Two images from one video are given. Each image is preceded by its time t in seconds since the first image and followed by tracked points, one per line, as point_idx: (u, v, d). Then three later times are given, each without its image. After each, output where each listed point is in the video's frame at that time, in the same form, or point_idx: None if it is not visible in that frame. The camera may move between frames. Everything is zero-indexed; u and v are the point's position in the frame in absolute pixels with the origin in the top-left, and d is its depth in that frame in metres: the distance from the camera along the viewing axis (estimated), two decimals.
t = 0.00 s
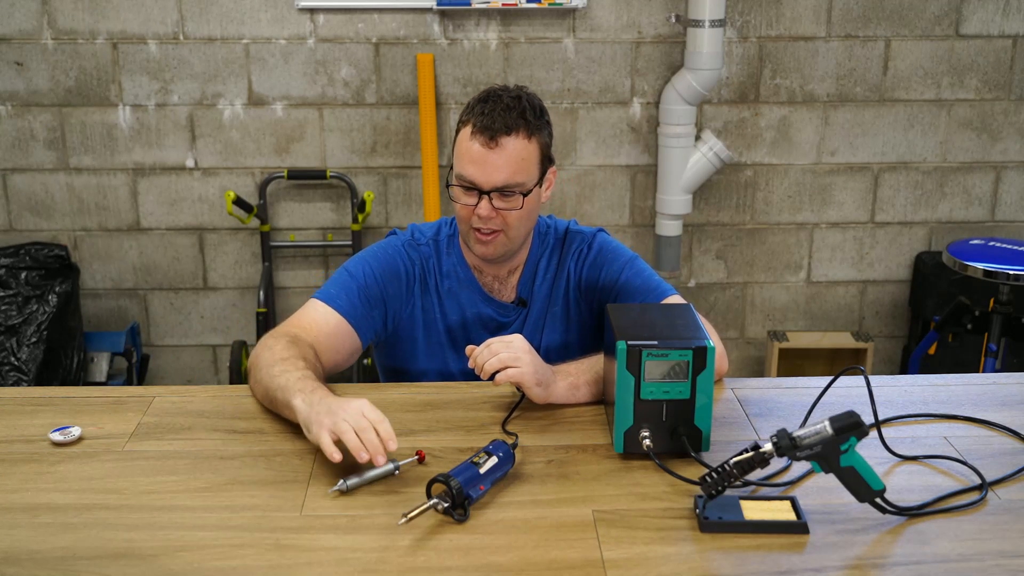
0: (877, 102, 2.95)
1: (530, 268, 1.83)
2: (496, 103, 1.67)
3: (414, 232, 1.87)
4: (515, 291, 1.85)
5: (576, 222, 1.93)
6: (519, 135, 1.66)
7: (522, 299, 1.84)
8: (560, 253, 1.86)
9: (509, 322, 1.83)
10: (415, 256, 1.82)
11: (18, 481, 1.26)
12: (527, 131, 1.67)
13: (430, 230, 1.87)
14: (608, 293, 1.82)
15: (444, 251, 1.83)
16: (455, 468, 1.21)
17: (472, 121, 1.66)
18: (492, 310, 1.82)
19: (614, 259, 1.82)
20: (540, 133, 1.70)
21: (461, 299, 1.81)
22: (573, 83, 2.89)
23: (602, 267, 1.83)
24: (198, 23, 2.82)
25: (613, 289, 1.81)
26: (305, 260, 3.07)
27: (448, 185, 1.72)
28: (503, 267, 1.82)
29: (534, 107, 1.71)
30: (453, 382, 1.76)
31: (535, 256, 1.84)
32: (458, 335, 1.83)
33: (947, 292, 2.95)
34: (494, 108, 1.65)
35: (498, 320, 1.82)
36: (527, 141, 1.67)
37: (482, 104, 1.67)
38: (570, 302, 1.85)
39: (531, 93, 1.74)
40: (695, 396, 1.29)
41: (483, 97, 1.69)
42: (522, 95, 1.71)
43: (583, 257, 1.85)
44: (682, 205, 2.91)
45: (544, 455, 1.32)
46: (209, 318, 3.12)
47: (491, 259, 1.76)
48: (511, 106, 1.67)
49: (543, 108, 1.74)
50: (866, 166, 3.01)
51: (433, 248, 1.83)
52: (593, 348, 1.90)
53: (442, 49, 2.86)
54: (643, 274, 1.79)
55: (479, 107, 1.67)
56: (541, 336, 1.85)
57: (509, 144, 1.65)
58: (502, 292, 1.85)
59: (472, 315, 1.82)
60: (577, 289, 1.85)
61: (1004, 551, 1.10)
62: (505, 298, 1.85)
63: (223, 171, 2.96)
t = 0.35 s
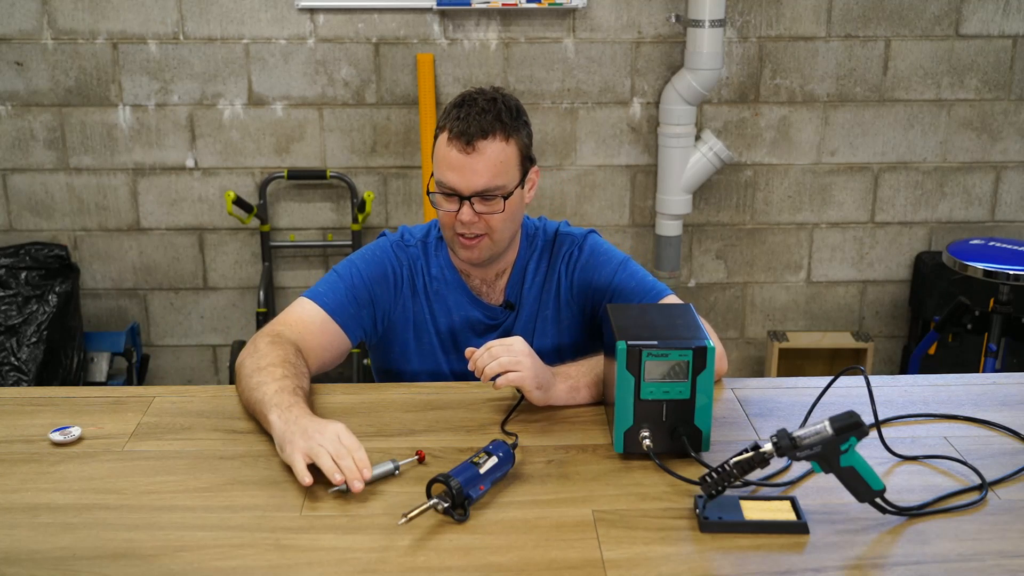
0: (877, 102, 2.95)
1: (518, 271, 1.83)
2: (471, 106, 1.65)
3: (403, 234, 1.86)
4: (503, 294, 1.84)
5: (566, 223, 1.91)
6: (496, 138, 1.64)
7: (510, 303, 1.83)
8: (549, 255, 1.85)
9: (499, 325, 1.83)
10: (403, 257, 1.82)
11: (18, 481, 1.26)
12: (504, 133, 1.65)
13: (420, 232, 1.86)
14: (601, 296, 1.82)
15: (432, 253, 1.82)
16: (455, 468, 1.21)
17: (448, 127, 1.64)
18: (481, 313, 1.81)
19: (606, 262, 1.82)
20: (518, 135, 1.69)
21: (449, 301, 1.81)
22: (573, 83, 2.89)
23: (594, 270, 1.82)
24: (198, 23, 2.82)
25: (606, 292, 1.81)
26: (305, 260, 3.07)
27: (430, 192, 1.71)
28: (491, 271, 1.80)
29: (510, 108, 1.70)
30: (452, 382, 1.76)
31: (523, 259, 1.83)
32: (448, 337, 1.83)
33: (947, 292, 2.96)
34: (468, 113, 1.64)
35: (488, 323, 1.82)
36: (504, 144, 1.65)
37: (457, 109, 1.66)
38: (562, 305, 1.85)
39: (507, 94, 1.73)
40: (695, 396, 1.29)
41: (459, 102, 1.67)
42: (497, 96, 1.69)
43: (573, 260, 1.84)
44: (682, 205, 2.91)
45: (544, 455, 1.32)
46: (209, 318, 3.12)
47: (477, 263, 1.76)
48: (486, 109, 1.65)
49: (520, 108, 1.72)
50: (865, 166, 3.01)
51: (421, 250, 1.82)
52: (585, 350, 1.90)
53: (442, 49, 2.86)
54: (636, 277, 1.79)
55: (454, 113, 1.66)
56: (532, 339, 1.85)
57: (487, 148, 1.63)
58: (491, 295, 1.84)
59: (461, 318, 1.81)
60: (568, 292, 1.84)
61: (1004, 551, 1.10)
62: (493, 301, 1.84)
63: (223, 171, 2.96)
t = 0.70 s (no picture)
0: (877, 102, 2.95)
1: (514, 264, 1.83)
2: (464, 98, 1.67)
3: (399, 230, 1.87)
4: (499, 288, 1.84)
5: (560, 218, 1.92)
6: (491, 128, 1.66)
7: (506, 296, 1.83)
8: (544, 248, 1.85)
9: (496, 318, 1.83)
10: (400, 253, 1.83)
11: (18, 481, 1.26)
12: (498, 123, 1.67)
13: (415, 228, 1.87)
14: (596, 289, 1.81)
15: (428, 248, 1.83)
16: (455, 468, 1.21)
17: (442, 119, 1.66)
18: (477, 307, 1.81)
19: (601, 255, 1.82)
20: (512, 125, 1.70)
21: (445, 295, 1.81)
22: (573, 83, 2.90)
23: (589, 263, 1.82)
24: (198, 23, 2.82)
25: (601, 286, 1.80)
26: (305, 260, 3.08)
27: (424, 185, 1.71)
28: (486, 264, 1.80)
29: (503, 100, 1.71)
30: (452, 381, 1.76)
31: (518, 252, 1.83)
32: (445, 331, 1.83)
33: (947, 292, 2.96)
34: (462, 103, 1.66)
35: (484, 317, 1.82)
36: (498, 133, 1.66)
37: (451, 102, 1.68)
38: (558, 298, 1.84)
39: (498, 87, 1.75)
40: (695, 395, 1.29)
41: (452, 95, 1.69)
42: (489, 89, 1.71)
43: (568, 252, 1.85)
44: (682, 205, 2.91)
45: (544, 455, 1.32)
46: (209, 317, 3.12)
47: (473, 254, 1.75)
48: (479, 100, 1.67)
49: (512, 101, 1.74)
50: (866, 166, 3.01)
51: (417, 245, 1.83)
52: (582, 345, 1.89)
53: (442, 49, 2.86)
54: (630, 270, 1.79)
55: (448, 105, 1.67)
56: (529, 333, 1.85)
57: (482, 137, 1.64)
58: (487, 289, 1.83)
59: (457, 312, 1.81)
60: (563, 285, 1.84)
61: (1004, 551, 1.10)
62: (489, 295, 1.84)
63: (223, 171, 2.96)
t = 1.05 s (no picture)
0: (877, 102, 2.95)
1: (509, 260, 1.82)
2: (457, 95, 1.66)
3: (395, 230, 1.87)
4: (496, 284, 1.83)
5: (554, 213, 1.92)
6: (486, 123, 1.65)
7: (502, 293, 1.83)
8: (539, 244, 1.85)
9: (493, 315, 1.82)
10: (395, 252, 1.82)
11: (17, 481, 1.26)
12: (493, 119, 1.66)
13: (411, 228, 1.87)
14: (591, 285, 1.82)
15: (424, 246, 1.83)
16: (455, 468, 1.21)
17: (436, 117, 1.65)
18: (475, 304, 1.81)
19: (594, 251, 1.83)
20: (505, 121, 1.70)
21: (442, 292, 1.81)
22: (574, 83, 2.89)
23: (583, 258, 1.83)
24: (198, 23, 2.82)
25: (595, 281, 1.81)
26: (305, 260, 3.07)
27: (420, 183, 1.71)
28: (482, 261, 1.80)
29: (495, 96, 1.71)
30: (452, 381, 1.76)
31: (513, 248, 1.83)
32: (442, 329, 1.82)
33: (947, 292, 2.96)
34: (455, 101, 1.65)
35: (481, 314, 1.82)
36: (493, 129, 1.66)
37: (443, 99, 1.67)
38: (554, 293, 1.84)
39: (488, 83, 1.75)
40: (695, 396, 1.29)
41: (443, 93, 1.69)
42: (481, 85, 1.71)
43: (562, 246, 1.85)
44: (682, 205, 2.91)
45: (544, 455, 1.32)
46: (209, 318, 3.12)
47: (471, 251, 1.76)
48: (473, 97, 1.66)
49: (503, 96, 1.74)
50: (866, 166, 3.01)
51: (413, 245, 1.83)
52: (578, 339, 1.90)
53: (442, 49, 2.86)
54: (624, 268, 1.79)
55: (440, 103, 1.67)
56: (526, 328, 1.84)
57: (477, 133, 1.64)
58: (483, 285, 1.83)
59: (454, 309, 1.81)
60: (559, 280, 1.84)
61: (1004, 551, 1.10)
62: (486, 291, 1.84)
63: (223, 171, 2.96)
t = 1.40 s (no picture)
0: (877, 102, 2.95)
1: (509, 262, 1.82)
2: (458, 91, 1.68)
3: (392, 232, 1.87)
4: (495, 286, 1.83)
5: (553, 215, 1.91)
6: (487, 118, 1.67)
7: (501, 295, 1.82)
8: (539, 246, 1.85)
9: (491, 317, 1.82)
10: (392, 255, 1.82)
11: (17, 481, 1.26)
12: (494, 114, 1.68)
13: (408, 230, 1.86)
14: (592, 288, 1.82)
15: (421, 248, 1.82)
16: (455, 468, 1.21)
17: (437, 112, 1.67)
18: (472, 306, 1.81)
19: (596, 254, 1.83)
20: (506, 118, 1.71)
21: (440, 292, 1.80)
22: (574, 83, 2.90)
23: (585, 261, 1.83)
24: (198, 23, 2.82)
25: (597, 285, 1.81)
26: (305, 260, 3.08)
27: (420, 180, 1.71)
28: (481, 261, 1.80)
29: (497, 94, 1.72)
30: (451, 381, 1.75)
31: (513, 250, 1.82)
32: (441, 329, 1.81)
33: (946, 292, 2.96)
34: (457, 96, 1.67)
35: (480, 315, 1.81)
36: (494, 124, 1.67)
37: (444, 96, 1.68)
38: (554, 295, 1.84)
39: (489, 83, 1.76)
40: (695, 395, 1.29)
41: (445, 90, 1.70)
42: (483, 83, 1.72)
43: (563, 250, 1.84)
44: (682, 205, 2.91)
45: (544, 455, 1.32)
46: (209, 318, 3.12)
47: (470, 249, 1.75)
48: (473, 93, 1.68)
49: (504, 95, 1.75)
50: (865, 166, 3.01)
51: (410, 247, 1.82)
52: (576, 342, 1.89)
53: (442, 49, 2.86)
54: (626, 271, 1.80)
55: (442, 99, 1.68)
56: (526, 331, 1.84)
57: (478, 127, 1.65)
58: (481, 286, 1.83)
59: (453, 310, 1.80)
60: (559, 282, 1.84)
61: (1004, 551, 1.10)
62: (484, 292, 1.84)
63: (223, 171, 2.96)
